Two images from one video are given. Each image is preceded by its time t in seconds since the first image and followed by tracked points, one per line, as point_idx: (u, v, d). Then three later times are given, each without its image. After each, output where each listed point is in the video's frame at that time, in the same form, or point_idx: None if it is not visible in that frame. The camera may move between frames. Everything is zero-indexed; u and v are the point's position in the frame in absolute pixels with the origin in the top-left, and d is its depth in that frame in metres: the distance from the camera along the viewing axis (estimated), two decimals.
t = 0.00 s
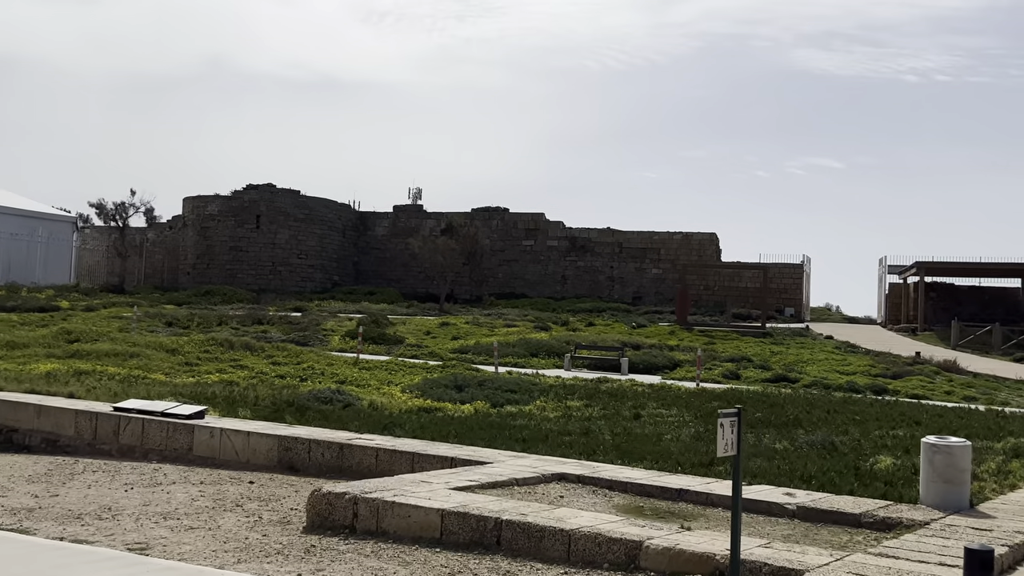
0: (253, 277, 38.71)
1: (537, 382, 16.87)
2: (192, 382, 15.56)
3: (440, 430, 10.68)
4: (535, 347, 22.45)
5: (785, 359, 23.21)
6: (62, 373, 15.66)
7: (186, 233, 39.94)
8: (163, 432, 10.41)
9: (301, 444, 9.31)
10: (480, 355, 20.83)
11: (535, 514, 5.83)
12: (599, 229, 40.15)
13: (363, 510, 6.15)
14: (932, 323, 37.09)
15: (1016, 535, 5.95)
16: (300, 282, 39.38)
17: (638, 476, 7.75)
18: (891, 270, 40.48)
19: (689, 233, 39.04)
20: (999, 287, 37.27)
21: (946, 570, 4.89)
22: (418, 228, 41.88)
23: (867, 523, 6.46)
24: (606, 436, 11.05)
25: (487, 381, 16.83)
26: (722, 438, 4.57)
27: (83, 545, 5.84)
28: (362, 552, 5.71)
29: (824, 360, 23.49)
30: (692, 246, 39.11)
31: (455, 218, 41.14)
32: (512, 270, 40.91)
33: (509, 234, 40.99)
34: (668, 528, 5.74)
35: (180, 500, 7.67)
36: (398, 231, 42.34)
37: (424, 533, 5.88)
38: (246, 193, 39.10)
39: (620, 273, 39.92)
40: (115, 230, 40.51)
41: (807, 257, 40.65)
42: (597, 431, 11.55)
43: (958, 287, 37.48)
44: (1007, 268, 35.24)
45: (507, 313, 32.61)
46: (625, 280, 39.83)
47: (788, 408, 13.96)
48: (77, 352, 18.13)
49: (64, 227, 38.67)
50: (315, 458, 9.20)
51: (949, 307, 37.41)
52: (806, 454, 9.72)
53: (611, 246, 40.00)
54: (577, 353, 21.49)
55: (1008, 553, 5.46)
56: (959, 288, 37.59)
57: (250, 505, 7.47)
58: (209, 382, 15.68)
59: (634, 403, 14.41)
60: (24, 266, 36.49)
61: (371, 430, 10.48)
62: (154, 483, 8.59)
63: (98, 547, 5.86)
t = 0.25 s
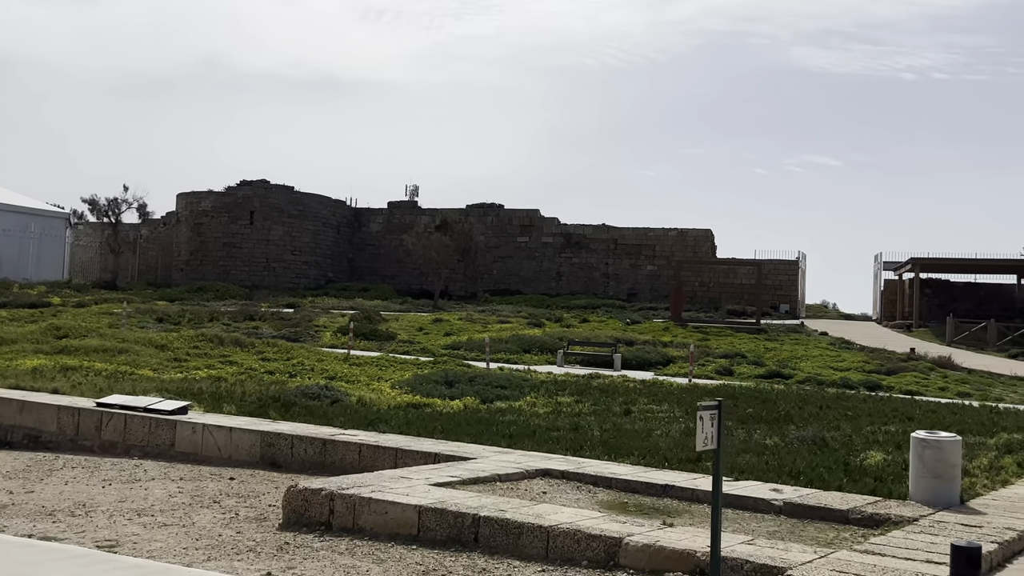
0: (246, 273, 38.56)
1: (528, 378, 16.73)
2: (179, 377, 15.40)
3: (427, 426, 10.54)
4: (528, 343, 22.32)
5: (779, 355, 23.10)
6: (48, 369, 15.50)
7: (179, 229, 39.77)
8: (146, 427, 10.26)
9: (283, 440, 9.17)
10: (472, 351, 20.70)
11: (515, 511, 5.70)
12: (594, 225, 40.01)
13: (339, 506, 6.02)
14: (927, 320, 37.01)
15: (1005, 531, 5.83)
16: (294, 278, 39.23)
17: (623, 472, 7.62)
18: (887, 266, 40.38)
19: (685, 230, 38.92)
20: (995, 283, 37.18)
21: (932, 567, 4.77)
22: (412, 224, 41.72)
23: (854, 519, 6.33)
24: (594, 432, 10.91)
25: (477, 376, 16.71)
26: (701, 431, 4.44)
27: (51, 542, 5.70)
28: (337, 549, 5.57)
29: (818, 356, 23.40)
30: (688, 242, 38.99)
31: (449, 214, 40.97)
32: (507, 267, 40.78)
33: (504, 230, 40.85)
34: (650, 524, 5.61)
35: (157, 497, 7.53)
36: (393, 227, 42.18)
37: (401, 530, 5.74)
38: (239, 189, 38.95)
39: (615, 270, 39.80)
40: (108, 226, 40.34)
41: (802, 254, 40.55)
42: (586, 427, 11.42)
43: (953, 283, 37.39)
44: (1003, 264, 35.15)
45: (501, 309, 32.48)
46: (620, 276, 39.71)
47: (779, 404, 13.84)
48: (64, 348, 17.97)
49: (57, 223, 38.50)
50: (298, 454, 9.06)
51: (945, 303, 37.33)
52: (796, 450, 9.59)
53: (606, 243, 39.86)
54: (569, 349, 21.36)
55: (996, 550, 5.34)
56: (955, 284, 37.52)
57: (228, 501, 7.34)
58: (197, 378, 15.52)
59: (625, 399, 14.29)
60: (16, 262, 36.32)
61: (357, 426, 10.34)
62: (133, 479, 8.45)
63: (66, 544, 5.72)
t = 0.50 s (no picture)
0: (239, 272, 38.39)
1: (519, 378, 16.58)
2: (167, 377, 15.22)
3: (413, 427, 10.39)
4: (521, 342, 22.17)
5: (774, 354, 22.97)
6: (33, 369, 15.31)
7: (173, 227, 39.59)
8: (127, 429, 10.10)
9: (265, 442, 9.02)
10: (465, 350, 20.54)
11: (493, 518, 5.54)
12: (590, 223, 39.85)
13: (314, 512, 5.86)
14: (923, 318, 36.90)
15: (996, 538, 5.68)
16: (288, 277, 39.05)
17: (608, 475, 7.48)
18: (883, 264, 40.27)
19: (680, 228, 38.77)
20: (992, 282, 37.06)
21: None
22: (407, 222, 41.55)
23: (842, 525, 6.19)
24: (583, 433, 10.77)
25: (468, 376, 16.56)
26: (680, 437, 4.29)
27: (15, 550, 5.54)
28: (310, 557, 5.42)
29: (814, 355, 23.26)
30: (683, 241, 38.84)
31: (444, 212, 40.81)
32: (502, 265, 40.61)
33: (499, 228, 40.69)
34: (632, 531, 5.46)
35: (133, 501, 7.37)
36: (388, 225, 42.01)
37: (377, 537, 5.60)
38: (233, 187, 38.81)
39: (611, 268, 39.64)
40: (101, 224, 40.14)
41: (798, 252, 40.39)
42: (576, 428, 11.26)
43: (949, 282, 37.29)
44: (1000, 263, 35.02)
45: (496, 307, 32.32)
46: (616, 274, 39.54)
47: (772, 404, 13.70)
48: (51, 347, 17.78)
49: (49, 221, 38.31)
50: (280, 457, 8.91)
51: (941, 301, 37.22)
52: (787, 452, 9.45)
53: (601, 241, 39.70)
54: (562, 349, 21.21)
55: (986, 558, 5.19)
56: (951, 283, 37.40)
57: (205, 507, 7.18)
58: (185, 377, 15.36)
59: (616, 399, 14.13)
60: (7, 261, 36.14)
61: (341, 427, 10.19)
62: (110, 482, 8.28)
63: (29, 552, 5.56)
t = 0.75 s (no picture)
0: (234, 268, 38.27)
1: (511, 375, 16.48)
2: (157, 374, 15.12)
3: (401, 424, 10.29)
4: (515, 338, 22.07)
5: (769, 351, 22.87)
6: (22, 366, 15.21)
7: (167, 224, 39.45)
8: (112, 426, 9.99)
9: (250, 439, 8.92)
10: (458, 347, 20.45)
11: (474, 516, 5.45)
12: (585, 220, 39.75)
13: (293, 510, 5.76)
14: (919, 315, 36.83)
15: (985, 537, 5.58)
16: (283, 273, 38.92)
17: (595, 472, 7.38)
18: (880, 261, 40.18)
19: (676, 225, 38.68)
20: (988, 278, 36.99)
21: None
22: (403, 219, 41.44)
23: (830, 523, 6.10)
24: (573, 430, 10.68)
25: (460, 373, 16.45)
26: (660, 433, 4.20)
27: None
28: (286, 557, 5.32)
29: (809, 352, 23.15)
30: (680, 237, 38.73)
31: (439, 208, 40.69)
32: (498, 262, 40.50)
33: (495, 225, 40.58)
34: (614, 530, 5.36)
35: (113, 498, 7.26)
36: (383, 221, 41.89)
37: (356, 536, 5.50)
38: (227, 183, 38.69)
39: (607, 265, 39.53)
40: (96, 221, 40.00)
41: (795, 248, 40.32)
42: (566, 426, 11.15)
43: (946, 278, 37.20)
44: (997, 260, 34.92)
45: (491, 304, 32.21)
46: (612, 271, 39.44)
47: (765, 401, 13.60)
48: (42, 344, 17.66)
49: (44, 218, 38.22)
50: (264, 454, 8.81)
51: (937, 298, 37.14)
52: (778, 449, 9.36)
53: (597, 238, 39.59)
54: (556, 346, 21.11)
55: (974, 557, 5.09)
56: (948, 279, 37.30)
57: (186, 504, 7.08)
58: (175, 374, 15.25)
59: (608, 396, 14.02)
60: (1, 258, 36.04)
61: (328, 424, 10.08)
62: (92, 480, 8.17)
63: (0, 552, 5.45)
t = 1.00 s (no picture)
0: (229, 265, 38.13)
1: (503, 372, 16.36)
2: (146, 371, 14.99)
3: (388, 422, 10.16)
4: (509, 336, 21.95)
5: (764, 348, 22.76)
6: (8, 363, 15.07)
7: (162, 220, 39.29)
8: (94, 425, 9.86)
9: (233, 438, 8.79)
10: (451, 344, 20.32)
11: (452, 517, 5.32)
12: (582, 217, 39.60)
13: (267, 511, 5.64)
14: (916, 312, 36.72)
15: (975, 538, 5.47)
16: (278, 270, 38.78)
17: (580, 472, 7.25)
18: (877, 258, 40.06)
19: (673, 222, 38.56)
20: (985, 275, 36.89)
21: None
22: (398, 216, 41.29)
23: (818, 524, 5.98)
24: (562, 428, 10.55)
25: (451, 370, 16.33)
26: (637, 434, 4.06)
27: None
28: (258, 559, 5.19)
29: (804, 349, 23.05)
30: (676, 234, 38.63)
31: (435, 205, 40.56)
32: (494, 259, 40.36)
33: (491, 222, 40.43)
34: (595, 531, 5.22)
35: (89, 498, 7.12)
36: (379, 218, 41.75)
37: (331, 537, 5.37)
38: (222, 180, 38.54)
39: (603, 262, 39.39)
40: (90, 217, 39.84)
41: (791, 245, 40.21)
42: (555, 424, 11.02)
43: (943, 276, 37.10)
44: (993, 257, 34.81)
45: (486, 301, 32.07)
46: (608, 268, 39.31)
47: (757, 399, 13.48)
48: (30, 341, 17.51)
49: (38, 215, 38.09)
50: (247, 453, 8.68)
51: (934, 295, 37.03)
52: (769, 448, 9.23)
53: (593, 235, 39.46)
54: (550, 343, 20.99)
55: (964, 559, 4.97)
56: (945, 276, 37.20)
57: (163, 504, 6.95)
58: (164, 371, 15.12)
59: (599, 394, 13.91)
60: None
61: (314, 422, 9.95)
62: (70, 479, 8.03)
63: None
